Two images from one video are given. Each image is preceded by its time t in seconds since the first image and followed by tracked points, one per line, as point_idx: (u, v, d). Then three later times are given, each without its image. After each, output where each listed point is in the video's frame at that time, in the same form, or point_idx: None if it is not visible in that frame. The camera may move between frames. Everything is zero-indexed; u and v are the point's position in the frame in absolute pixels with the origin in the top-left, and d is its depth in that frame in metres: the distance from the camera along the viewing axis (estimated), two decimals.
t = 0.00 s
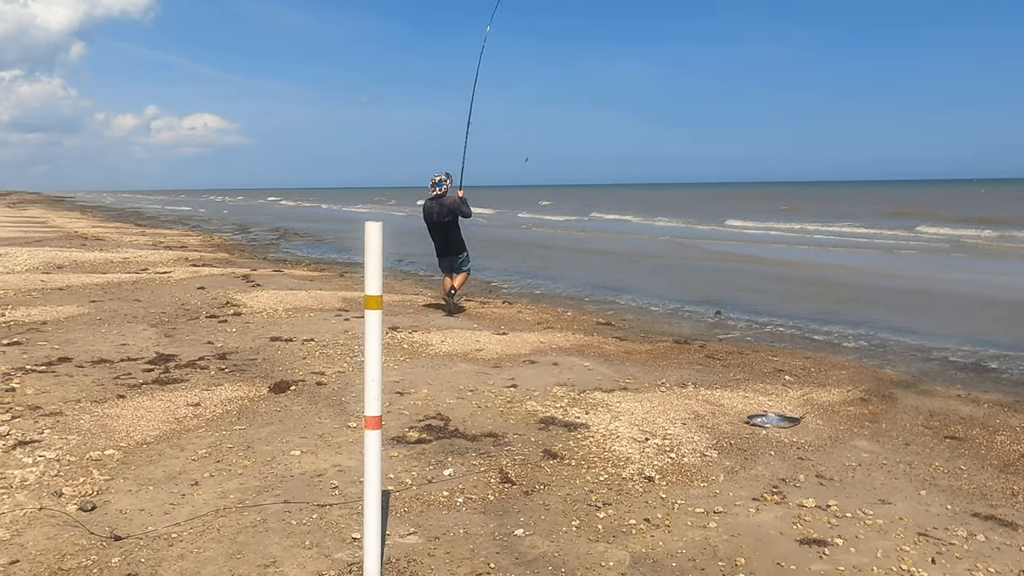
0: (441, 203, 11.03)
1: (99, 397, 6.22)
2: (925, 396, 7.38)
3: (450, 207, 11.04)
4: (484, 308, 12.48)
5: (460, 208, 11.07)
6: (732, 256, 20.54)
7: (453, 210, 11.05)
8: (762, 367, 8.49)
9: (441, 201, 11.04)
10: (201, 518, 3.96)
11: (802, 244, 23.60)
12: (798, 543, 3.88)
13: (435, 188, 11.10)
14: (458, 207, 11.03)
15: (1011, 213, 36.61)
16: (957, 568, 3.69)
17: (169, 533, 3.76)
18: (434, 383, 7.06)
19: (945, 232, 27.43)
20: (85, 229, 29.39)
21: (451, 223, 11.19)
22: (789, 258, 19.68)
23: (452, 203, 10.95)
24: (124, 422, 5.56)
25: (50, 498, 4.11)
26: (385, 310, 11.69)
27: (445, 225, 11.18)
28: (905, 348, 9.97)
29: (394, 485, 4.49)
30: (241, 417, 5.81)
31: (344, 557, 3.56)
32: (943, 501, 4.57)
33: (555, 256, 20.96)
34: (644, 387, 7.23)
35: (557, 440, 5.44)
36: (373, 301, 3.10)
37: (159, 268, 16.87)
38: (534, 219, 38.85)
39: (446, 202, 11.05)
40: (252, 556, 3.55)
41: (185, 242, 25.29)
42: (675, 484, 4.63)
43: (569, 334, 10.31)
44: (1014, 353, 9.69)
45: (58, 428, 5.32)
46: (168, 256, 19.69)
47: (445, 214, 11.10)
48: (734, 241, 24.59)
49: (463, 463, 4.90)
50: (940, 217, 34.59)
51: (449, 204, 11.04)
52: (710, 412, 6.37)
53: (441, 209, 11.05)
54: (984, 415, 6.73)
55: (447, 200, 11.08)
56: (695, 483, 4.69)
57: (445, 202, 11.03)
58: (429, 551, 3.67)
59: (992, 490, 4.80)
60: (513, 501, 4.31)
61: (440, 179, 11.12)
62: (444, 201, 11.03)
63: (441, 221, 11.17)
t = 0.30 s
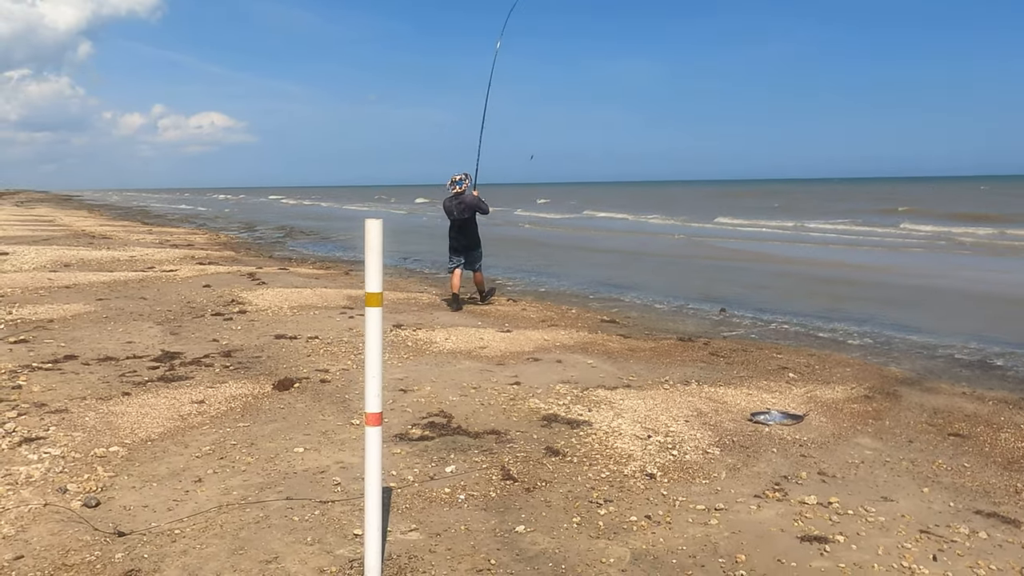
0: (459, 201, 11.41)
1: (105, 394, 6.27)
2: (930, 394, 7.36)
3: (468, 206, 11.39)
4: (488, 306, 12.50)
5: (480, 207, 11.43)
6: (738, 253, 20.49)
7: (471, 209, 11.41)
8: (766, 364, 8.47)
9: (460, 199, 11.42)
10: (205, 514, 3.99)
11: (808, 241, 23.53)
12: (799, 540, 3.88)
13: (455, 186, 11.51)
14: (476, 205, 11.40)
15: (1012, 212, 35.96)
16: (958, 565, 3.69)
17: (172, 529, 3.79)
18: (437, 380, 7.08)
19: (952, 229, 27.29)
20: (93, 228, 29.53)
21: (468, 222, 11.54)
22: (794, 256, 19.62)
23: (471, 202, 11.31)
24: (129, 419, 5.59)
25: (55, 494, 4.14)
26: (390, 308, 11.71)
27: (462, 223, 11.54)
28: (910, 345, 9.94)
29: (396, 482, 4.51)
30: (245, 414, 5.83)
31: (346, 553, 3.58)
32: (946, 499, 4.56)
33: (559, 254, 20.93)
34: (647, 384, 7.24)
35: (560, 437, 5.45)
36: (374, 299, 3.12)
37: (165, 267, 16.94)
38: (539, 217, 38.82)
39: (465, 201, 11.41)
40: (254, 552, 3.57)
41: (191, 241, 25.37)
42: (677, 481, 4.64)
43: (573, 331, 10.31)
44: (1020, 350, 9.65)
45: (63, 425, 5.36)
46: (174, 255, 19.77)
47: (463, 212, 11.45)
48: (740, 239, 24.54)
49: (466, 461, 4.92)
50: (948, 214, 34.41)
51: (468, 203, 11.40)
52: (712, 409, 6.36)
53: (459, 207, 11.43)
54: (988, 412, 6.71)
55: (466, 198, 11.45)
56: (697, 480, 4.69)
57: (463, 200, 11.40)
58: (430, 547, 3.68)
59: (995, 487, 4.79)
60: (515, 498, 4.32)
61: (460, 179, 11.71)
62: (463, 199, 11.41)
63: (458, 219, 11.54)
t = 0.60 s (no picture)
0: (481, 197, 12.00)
1: (109, 391, 6.32)
2: (934, 393, 7.34)
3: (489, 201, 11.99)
4: (493, 303, 12.51)
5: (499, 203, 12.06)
6: (744, 251, 20.43)
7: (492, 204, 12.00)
8: (770, 363, 8.46)
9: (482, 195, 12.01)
10: (204, 511, 4.01)
11: (814, 239, 23.44)
12: (797, 540, 3.88)
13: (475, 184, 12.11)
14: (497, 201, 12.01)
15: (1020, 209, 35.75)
16: (956, 565, 3.68)
17: (172, 526, 3.82)
18: (439, 378, 7.10)
19: (960, 227, 27.16)
20: (102, 225, 29.68)
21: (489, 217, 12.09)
22: (800, 254, 19.55)
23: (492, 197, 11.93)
24: (132, 416, 5.63)
25: (57, 490, 4.18)
26: (394, 305, 11.74)
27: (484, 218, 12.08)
28: (915, 344, 9.90)
29: (395, 480, 4.52)
30: (247, 412, 5.87)
31: (343, 551, 3.60)
32: (946, 499, 4.54)
33: (565, 252, 20.92)
34: (649, 383, 7.24)
35: (560, 436, 5.46)
36: (369, 298, 3.14)
37: (172, 264, 17.03)
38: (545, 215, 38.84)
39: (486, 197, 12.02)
40: (252, 549, 3.59)
41: (199, 238, 25.47)
42: (676, 480, 4.64)
43: (576, 329, 10.31)
44: None
45: (67, 421, 5.41)
46: (182, 252, 19.87)
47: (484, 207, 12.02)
48: (746, 237, 24.47)
49: (465, 459, 4.93)
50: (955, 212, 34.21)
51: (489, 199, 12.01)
52: (714, 407, 6.36)
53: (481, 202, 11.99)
54: (992, 411, 6.68)
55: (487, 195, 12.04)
56: (696, 478, 4.69)
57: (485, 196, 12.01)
58: (427, 545, 3.70)
59: (996, 487, 4.77)
60: (513, 496, 4.33)
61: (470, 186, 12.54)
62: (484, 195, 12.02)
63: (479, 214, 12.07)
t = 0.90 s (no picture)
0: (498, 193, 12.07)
1: (117, 384, 6.38)
2: (942, 386, 7.31)
3: (506, 196, 12.08)
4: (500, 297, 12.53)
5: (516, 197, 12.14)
6: (754, 245, 20.36)
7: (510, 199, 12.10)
8: (777, 357, 8.44)
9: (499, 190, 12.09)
10: (209, 502, 4.06)
11: (824, 233, 23.35)
12: (798, 532, 3.88)
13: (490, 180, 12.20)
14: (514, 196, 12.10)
15: None
16: (958, 559, 3.67)
17: (177, 517, 3.86)
18: (445, 372, 7.13)
19: (971, 221, 26.95)
20: (113, 220, 29.86)
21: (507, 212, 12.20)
22: (811, 247, 19.44)
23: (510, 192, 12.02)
24: (140, 408, 5.69)
25: (65, 481, 4.23)
26: (402, 299, 11.78)
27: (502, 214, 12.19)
28: (924, 338, 9.85)
29: (398, 472, 4.55)
30: (254, 405, 5.91)
31: (345, 542, 3.63)
32: (950, 492, 4.53)
33: (574, 246, 20.89)
34: (655, 376, 7.25)
35: (563, 429, 5.47)
36: (370, 291, 3.15)
37: (183, 259, 17.13)
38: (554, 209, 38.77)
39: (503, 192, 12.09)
40: (255, 540, 3.63)
41: (209, 233, 25.61)
42: (679, 473, 4.65)
43: (583, 323, 10.32)
44: None
45: (76, 414, 5.47)
46: (192, 247, 19.98)
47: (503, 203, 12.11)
48: (756, 231, 24.39)
49: (469, 452, 4.95)
50: (967, 206, 33.93)
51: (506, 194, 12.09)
52: (719, 401, 6.35)
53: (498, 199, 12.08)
54: (1000, 405, 6.64)
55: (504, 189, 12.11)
56: (699, 472, 4.69)
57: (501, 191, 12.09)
58: (429, 537, 3.72)
59: (1001, 481, 4.75)
60: (516, 488, 4.35)
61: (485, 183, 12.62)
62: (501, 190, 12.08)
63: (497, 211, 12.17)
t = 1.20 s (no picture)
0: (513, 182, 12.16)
1: (126, 374, 6.45)
2: (948, 378, 7.30)
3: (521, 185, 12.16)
4: (507, 290, 12.55)
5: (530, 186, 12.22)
6: (762, 237, 20.30)
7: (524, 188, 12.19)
8: (782, 348, 8.44)
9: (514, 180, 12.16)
10: (215, 490, 4.11)
11: (833, 226, 23.25)
12: (799, 522, 3.90)
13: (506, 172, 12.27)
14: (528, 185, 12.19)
15: None
16: (959, 548, 3.68)
17: (183, 504, 3.91)
18: (450, 363, 7.17)
19: (982, 214, 26.75)
20: (124, 214, 30.06)
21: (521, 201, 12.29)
22: (819, 240, 19.38)
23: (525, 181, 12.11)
24: (148, 398, 5.76)
25: (74, 470, 4.29)
26: (409, 292, 11.82)
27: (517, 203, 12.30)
28: (931, 330, 9.82)
29: (402, 462, 4.60)
30: (260, 395, 5.97)
31: (349, 529, 3.67)
32: (953, 483, 4.53)
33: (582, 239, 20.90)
34: (660, 368, 7.27)
35: (567, 419, 5.50)
36: (372, 281, 3.18)
37: (192, 252, 17.24)
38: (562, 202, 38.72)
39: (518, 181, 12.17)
40: (260, 527, 3.68)
41: (219, 226, 25.75)
42: (681, 462, 4.67)
43: (589, 315, 10.33)
44: None
45: (85, 403, 5.54)
46: (201, 240, 20.10)
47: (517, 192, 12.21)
48: (764, 224, 24.31)
49: (473, 442, 4.99)
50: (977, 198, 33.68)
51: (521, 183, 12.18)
52: (723, 392, 6.37)
53: (513, 188, 12.17)
54: (1006, 397, 6.62)
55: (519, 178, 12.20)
56: (702, 462, 4.72)
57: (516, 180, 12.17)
58: (432, 525, 3.76)
59: (1005, 472, 4.75)
60: (519, 477, 4.39)
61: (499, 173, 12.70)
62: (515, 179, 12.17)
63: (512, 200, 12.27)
